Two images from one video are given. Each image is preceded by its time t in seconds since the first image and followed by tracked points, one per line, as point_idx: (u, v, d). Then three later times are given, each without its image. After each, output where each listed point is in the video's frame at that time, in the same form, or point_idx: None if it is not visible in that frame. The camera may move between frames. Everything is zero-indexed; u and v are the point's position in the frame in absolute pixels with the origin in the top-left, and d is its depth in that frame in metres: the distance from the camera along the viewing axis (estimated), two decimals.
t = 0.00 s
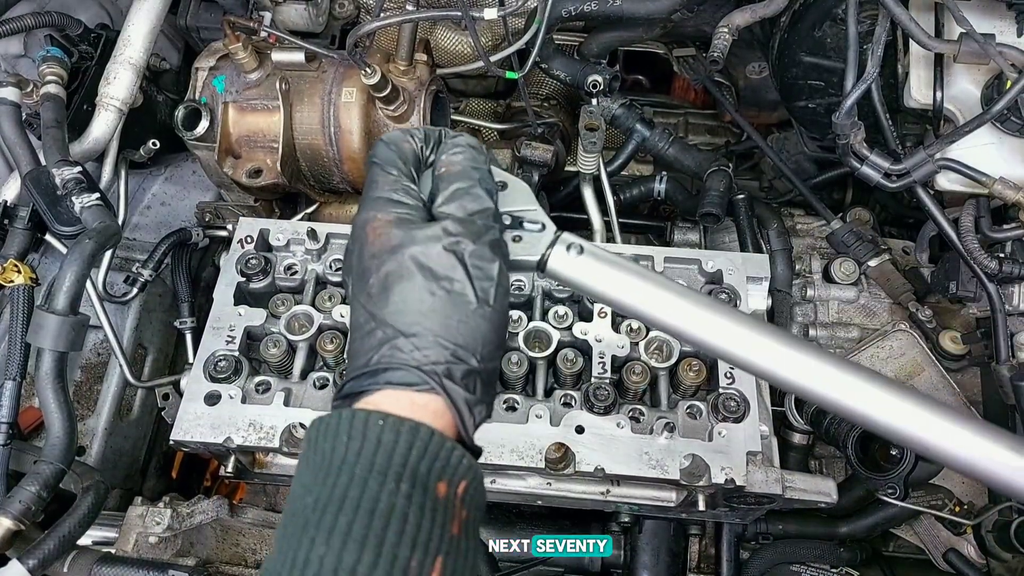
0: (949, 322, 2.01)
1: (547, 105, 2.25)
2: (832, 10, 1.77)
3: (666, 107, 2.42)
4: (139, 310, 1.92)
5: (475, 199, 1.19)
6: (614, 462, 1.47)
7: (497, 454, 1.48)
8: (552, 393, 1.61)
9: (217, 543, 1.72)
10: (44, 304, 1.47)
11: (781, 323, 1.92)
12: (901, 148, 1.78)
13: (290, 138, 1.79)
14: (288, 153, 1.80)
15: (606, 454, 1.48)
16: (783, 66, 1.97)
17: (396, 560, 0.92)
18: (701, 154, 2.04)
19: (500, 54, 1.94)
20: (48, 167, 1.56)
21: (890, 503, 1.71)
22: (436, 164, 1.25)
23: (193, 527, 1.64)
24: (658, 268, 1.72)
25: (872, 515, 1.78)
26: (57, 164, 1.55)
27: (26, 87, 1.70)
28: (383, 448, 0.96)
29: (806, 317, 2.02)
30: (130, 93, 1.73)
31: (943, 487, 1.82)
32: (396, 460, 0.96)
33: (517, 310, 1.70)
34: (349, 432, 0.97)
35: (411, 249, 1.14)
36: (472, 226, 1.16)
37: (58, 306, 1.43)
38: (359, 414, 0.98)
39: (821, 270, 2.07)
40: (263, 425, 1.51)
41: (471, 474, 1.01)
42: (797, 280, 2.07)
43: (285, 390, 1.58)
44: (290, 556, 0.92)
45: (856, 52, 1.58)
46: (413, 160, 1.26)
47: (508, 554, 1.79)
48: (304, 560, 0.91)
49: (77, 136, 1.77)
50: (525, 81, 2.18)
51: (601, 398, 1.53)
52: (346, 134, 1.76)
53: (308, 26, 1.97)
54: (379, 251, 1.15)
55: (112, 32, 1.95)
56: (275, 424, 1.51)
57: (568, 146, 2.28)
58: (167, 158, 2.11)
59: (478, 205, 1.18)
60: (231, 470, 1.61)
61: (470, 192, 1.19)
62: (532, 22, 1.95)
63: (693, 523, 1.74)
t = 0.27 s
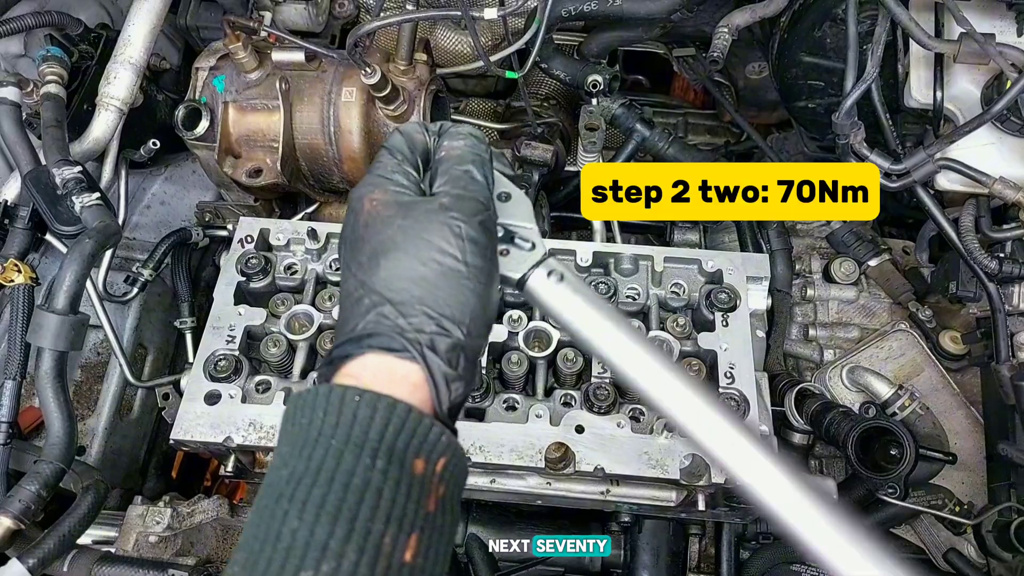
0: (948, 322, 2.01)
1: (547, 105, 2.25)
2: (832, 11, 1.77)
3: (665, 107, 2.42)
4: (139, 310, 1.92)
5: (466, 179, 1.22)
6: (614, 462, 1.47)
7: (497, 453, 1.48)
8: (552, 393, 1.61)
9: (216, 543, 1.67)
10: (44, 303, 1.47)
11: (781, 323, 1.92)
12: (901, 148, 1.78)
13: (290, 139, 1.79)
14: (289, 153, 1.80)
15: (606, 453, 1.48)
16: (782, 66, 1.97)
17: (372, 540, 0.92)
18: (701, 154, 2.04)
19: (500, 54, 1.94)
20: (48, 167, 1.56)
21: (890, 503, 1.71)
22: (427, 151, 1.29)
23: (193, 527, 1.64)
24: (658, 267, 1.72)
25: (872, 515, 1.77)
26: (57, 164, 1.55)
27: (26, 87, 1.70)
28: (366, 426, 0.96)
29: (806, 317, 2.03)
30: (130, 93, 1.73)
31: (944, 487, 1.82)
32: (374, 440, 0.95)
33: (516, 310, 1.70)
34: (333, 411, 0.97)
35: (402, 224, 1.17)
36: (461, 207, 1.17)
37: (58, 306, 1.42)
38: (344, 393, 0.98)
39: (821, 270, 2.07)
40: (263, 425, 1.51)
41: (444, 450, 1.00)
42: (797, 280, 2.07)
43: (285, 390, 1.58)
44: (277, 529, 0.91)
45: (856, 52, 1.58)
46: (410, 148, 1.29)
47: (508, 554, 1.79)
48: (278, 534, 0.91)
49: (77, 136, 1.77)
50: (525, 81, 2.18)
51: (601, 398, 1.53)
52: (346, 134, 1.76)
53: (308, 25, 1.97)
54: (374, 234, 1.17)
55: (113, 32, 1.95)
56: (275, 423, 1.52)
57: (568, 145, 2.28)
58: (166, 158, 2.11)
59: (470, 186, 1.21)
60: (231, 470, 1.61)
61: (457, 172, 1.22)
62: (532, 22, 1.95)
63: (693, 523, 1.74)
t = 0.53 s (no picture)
0: (949, 325, 2.00)
1: (541, 113, 2.24)
2: (826, 16, 1.76)
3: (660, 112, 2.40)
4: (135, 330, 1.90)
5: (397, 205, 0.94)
6: (615, 477, 1.46)
7: (498, 471, 1.47)
8: (553, 408, 1.60)
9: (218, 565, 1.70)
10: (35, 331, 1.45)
11: (781, 329, 1.91)
12: (898, 153, 1.78)
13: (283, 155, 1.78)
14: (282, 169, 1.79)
15: (607, 469, 1.47)
16: (777, 71, 1.96)
17: (145, 510, 0.82)
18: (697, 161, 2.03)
19: (492, 65, 1.92)
20: (37, 192, 1.55)
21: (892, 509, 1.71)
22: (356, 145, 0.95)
23: (191, 550, 1.62)
24: (657, 278, 1.72)
25: (875, 522, 1.77)
26: (46, 188, 1.54)
27: (13, 110, 1.69)
28: (198, 392, 0.86)
29: (805, 323, 2.02)
30: (119, 113, 1.71)
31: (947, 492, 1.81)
32: (155, 414, 0.84)
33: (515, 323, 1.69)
34: (166, 369, 0.85)
35: (273, 222, 0.92)
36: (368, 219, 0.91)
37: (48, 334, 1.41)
38: (186, 355, 0.86)
39: (819, 275, 2.06)
40: (260, 446, 1.50)
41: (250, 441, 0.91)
42: (795, 286, 2.06)
43: (283, 410, 1.56)
44: (72, 357, 0.83)
45: (852, 60, 1.57)
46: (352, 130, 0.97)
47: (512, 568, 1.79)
48: (49, 352, 0.83)
49: (66, 158, 1.75)
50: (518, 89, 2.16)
51: (602, 412, 1.52)
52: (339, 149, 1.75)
53: (299, 39, 1.95)
54: (204, 214, 0.95)
55: (100, 50, 1.93)
56: (271, 444, 1.50)
57: (564, 153, 2.27)
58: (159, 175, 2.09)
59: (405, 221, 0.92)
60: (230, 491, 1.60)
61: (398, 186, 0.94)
62: (525, 32, 1.94)
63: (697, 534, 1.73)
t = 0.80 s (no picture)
0: (948, 326, 2.00)
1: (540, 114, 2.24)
2: (825, 17, 1.75)
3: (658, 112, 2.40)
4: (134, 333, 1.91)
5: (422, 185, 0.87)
6: (615, 480, 1.47)
7: (498, 474, 1.47)
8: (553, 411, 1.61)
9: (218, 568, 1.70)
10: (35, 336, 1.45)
11: (780, 330, 1.91)
12: (897, 155, 1.78)
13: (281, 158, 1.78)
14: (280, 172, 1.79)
15: (607, 471, 1.48)
16: (775, 72, 1.96)
17: (186, 519, 0.81)
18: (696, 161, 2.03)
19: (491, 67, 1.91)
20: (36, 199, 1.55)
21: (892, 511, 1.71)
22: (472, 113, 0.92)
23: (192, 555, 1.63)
24: (656, 280, 1.72)
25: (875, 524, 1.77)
26: (45, 195, 1.54)
27: (12, 114, 1.69)
28: (234, 403, 0.84)
29: (805, 324, 2.02)
30: (119, 117, 1.71)
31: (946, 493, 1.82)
32: (193, 425, 0.82)
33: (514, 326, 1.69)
34: (201, 377, 0.83)
35: (302, 221, 0.94)
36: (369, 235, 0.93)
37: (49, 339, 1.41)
38: (218, 366, 0.84)
39: (818, 276, 2.06)
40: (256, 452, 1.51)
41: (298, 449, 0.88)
42: (795, 287, 2.06)
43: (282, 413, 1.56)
44: (105, 365, 0.82)
45: (850, 61, 1.58)
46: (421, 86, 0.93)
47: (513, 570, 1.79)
48: (87, 369, 0.82)
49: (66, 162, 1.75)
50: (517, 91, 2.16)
51: (602, 415, 1.52)
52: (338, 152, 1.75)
53: (297, 42, 1.95)
54: (234, 210, 0.96)
55: (98, 54, 1.93)
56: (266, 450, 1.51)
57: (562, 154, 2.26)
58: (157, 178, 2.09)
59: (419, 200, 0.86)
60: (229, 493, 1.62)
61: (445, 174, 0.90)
62: (523, 34, 1.94)
63: (697, 536, 1.74)
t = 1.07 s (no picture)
0: (947, 326, 2.00)
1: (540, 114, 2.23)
2: (824, 17, 1.75)
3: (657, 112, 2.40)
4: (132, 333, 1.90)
5: (505, 191, 1.14)
6: (615, 480, 1.46)
7: (497, 475, 1.47)
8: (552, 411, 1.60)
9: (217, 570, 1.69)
10: (34, 336, 1.45)
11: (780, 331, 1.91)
12: (897, 156, 1.78)
13: (280, 158, 1.78)
14: (279, 172, 1.78)
15: (606, 472, 1.47)
16: (775, 72, 1.96)
17: (243, 530, 0.85)
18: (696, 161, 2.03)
19: (491, 68, 1.91)
20: (34, 199, 1.55)
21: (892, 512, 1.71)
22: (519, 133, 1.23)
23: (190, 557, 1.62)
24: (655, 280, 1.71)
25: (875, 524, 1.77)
26: (44, 195, 1.53)
27: (11, 114, 1.68)
28: (289, 399, 0.88)
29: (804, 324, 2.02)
30: (118, 117, 1.71)
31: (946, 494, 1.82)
32: (248, 425, 0.86)
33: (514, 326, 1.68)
34: (258, 372, 0.88)
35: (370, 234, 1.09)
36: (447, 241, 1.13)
37: (49, 340, 1.41)
38: (273, 363, 0.88)
39: (818, 276, 2.06)
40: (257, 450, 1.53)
41: (360, 444, 0.93)
42: (795, 287, 2.06)
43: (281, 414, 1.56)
44: (156, 371, 0.87)
45: (849, 61, 1.58)
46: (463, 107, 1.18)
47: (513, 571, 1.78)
48: (139, 379, 0.87)
49: (65, 162, 1.75)
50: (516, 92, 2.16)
51: (601, 416, 1.52)
52: (337, 152, 1.75)
53: (297, 41, 1.95)
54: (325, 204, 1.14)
55: (97, 54, 1.93)
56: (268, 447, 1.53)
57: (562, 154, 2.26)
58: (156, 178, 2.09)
59: (505, 205, 1.13)
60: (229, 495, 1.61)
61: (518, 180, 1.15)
62: (523, 34, 1.94)
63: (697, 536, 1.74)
